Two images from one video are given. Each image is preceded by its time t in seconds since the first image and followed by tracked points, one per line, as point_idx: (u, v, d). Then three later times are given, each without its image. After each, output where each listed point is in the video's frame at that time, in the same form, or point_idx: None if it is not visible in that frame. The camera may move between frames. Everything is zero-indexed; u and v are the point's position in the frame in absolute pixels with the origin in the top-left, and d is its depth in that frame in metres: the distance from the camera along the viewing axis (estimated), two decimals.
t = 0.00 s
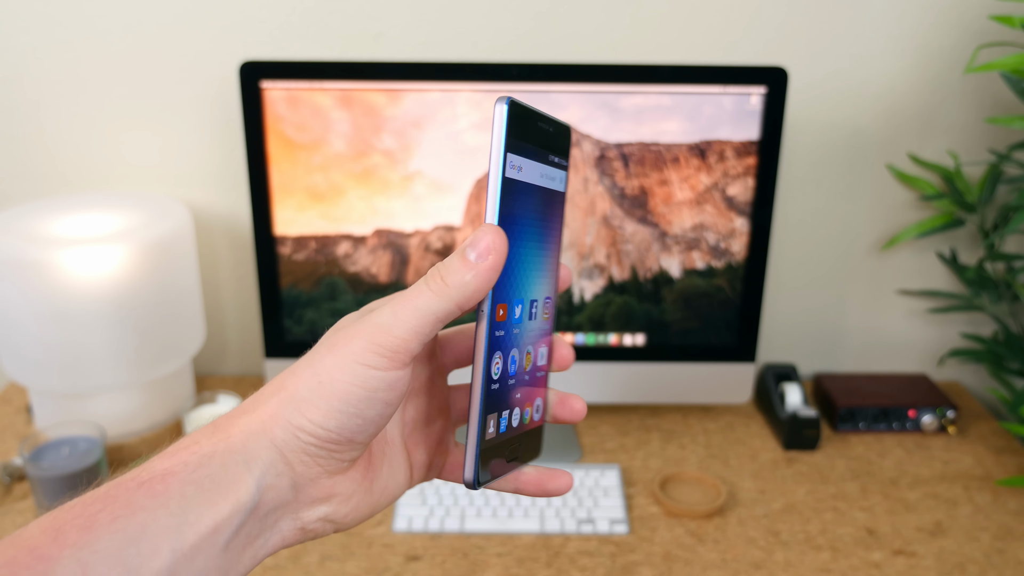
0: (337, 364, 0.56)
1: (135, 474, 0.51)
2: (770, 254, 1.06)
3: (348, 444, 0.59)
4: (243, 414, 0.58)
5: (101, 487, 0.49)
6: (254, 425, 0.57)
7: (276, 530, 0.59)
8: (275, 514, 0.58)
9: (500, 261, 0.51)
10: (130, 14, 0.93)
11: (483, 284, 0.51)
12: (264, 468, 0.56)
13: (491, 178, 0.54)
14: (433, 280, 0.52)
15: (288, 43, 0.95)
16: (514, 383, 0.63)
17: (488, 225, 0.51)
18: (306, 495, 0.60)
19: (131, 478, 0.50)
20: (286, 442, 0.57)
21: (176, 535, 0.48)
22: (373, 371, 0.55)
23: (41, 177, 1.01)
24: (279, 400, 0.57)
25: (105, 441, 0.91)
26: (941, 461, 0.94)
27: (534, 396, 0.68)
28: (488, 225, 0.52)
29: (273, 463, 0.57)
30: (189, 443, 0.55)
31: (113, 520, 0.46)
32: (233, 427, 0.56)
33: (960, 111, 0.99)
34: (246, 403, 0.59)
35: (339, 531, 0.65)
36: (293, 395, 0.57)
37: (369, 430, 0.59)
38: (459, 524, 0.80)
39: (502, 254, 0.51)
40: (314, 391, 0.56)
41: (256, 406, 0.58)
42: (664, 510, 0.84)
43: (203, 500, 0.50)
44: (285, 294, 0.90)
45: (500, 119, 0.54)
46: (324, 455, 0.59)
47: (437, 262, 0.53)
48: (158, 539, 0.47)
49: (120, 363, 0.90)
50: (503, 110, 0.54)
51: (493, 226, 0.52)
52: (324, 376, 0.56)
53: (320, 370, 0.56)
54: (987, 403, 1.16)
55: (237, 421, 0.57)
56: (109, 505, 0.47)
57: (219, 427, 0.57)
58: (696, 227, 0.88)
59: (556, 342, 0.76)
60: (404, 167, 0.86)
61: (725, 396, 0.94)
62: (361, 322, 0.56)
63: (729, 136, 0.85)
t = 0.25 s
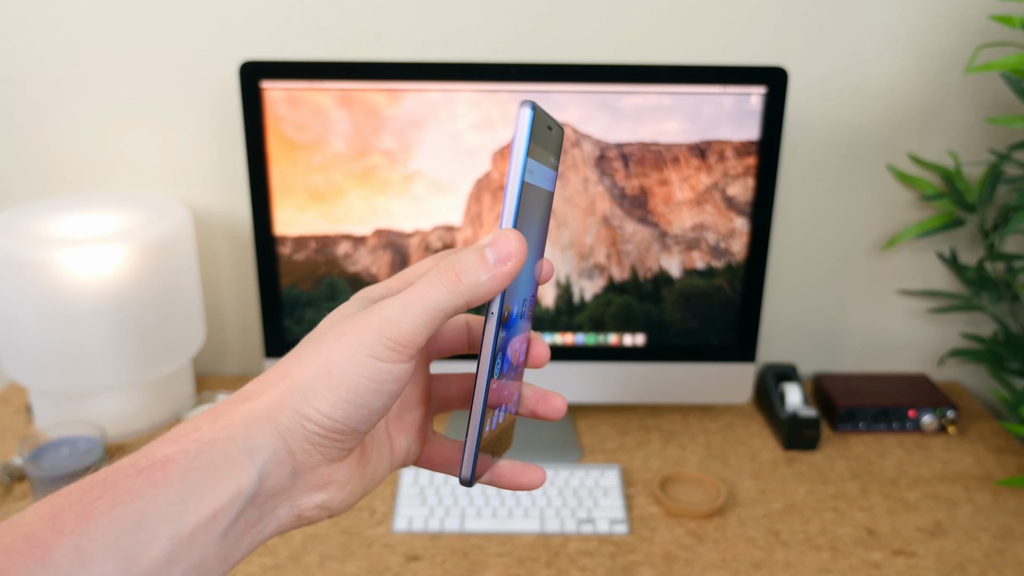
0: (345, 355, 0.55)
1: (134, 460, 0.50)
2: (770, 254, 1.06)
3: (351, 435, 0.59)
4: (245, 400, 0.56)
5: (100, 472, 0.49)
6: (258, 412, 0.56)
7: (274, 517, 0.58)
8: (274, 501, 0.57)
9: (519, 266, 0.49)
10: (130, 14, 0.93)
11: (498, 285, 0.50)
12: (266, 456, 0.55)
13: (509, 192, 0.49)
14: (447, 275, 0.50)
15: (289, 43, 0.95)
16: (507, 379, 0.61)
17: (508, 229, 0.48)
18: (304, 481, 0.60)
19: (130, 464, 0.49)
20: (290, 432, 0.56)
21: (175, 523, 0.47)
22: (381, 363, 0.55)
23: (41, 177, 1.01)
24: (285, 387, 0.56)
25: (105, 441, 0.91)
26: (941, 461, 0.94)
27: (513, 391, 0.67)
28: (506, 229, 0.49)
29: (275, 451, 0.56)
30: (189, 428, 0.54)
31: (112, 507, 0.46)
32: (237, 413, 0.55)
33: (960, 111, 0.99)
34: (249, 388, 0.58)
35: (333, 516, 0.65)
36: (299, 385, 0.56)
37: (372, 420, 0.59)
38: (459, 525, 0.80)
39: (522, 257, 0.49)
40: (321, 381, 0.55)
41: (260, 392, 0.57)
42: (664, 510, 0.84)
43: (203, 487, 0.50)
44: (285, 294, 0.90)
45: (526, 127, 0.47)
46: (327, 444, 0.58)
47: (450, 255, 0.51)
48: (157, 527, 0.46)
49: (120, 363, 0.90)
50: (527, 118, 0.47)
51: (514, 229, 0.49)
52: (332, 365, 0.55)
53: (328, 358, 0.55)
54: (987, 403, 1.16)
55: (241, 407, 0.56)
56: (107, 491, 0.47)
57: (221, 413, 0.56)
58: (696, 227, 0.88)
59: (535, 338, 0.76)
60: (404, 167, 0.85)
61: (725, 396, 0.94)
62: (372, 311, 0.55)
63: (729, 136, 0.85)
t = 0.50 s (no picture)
0: (351, 343, 0.54)
1: (129, 450, 0.49)
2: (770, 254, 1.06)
3: (353, 424, 0.58)
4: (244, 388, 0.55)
5: (94, 463, 0.48)
6: (259, 400, 0.54)
7: (273, 506, 0.57)
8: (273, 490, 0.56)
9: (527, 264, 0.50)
10: (130, 14, 0.93)
11: (506, 281, 0.50)
12: (266, 445, 0.54)
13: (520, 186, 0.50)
14: (457, 269, 0.50)
15: (289, 43, 0.95)
16: (501, 373, 0.61)
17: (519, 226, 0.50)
18: (304, 470, 0.59)
19: (125, 454, 0.48)
20: (292, 420, 0.54)
21: (171, 516, 0.46)
22: (387, 355, 0.54)
23: (41, 177, 1.01)
24: (288, 375, 0.54)
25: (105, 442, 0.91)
26: (941, 461, 0.94)
27: (506, 384, 0.66)
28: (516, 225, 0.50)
29: (275, 440, 0.54)
30: (187, 417, 0.52)
31: (107, 500, 0.45)
32: (236, 401, 0.54)
33: (960, 111, 0.99)
34: (248, 376, 0.56)
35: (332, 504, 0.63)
36: (303, 373, 0.54)
37: (375, 409, 0.58)
38: (459, 525, 0.80)
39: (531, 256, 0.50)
40: (326, 370, 0.54)
41: (261, 380, 0.55)
42: (664, 510, 0.84)
43: (199, 478, 0.49)
44: (285, 294, 0.90)
45: (545, 126, 0.49)
46: (329, 434, 0.57)
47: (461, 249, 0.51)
48: (153, 520, 0.45)
49: (120, 363, 0.91)
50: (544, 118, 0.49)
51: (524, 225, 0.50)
52: (337, 354, 0.54)
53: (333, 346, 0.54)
54: (987, 403, 1.16)
55: (240, 395, 0.54)
56: (101, 483, 0.46)
57: (219, 400, 0.54)
58: (696, 227, 0.88)
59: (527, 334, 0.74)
60: (404, 167, 0.85)
61: (725, 396, 0.94)
62: (380, 300, 0.54)
63: (729, 136, 0.85)
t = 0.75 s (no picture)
0: (361, 344, 0.53)
1: (128, 448, 0.49)
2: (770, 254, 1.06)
3: (357, 423, 0.58)
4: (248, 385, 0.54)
5: (90, 462, 0.47)
6: (265, 398, 0.53)
7: (274, 504, 0.56)
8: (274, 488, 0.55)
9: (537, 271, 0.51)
10: (130, 14, 0.93)
11: (516, 286, 0.51)
12: (271, 444, 0.53)
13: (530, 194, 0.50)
14: (469, 273, 0.51)
15: (289, 43, 0.95)
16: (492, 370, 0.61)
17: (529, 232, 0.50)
18: (304, 467, 0.58)
19: (124, 453, 0.48)
20: (298, 420, 0.54)
21: (169, 516, 0.46)
22: (397, 355, 0.54)
23: (41, 177, 1.01)
24: (294, 373, 0.54)
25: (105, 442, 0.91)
26: (941, 461, 0.94)
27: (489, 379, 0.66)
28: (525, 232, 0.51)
29: (280, 439, 0.54)
30: (190, 417, 0.51)
31: (104, 501, 0.45)
32: (241, 399, 0.53)
33: (960, 111, 0.99)
34: (251, 372, 0.55)
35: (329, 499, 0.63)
36: (311, 371, 0.53)
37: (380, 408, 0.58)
38: (459, 525, 0.80)
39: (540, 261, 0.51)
40: (335, 369, 0.53)
41: (266, 378, 0.54)
42: (664, 510, 0.84)
43: (199, 478, 0.48)
44: (285, 294, 0.89)
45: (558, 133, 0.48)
46: (333, 432, 0.57)
47: (473, 253, 0.51)
48: (150, 521, 0.45)
49: (120, 363, 0.91)
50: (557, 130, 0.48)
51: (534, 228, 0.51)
52: (347, 353, 0.53)
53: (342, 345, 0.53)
54: (987, 403, 1.16)
55: (244, 393, 0.53)
56: (100, 484, 0.45)
57: (222, 398, 0.53)
58: (696, 227, 0.88)
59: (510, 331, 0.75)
60: (404, 167, 0.85)
61: (725, 396, 0.94)
62: (390, 299, 0.54)
63: (729, 136, 0.85)
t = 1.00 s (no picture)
0: (370, 348, 0.53)
1: (132, 453, 0.47)
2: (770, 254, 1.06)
3: (360, 426, 0.58)
4: (252, 387, 0.53)
5: (94, 464, 0.46)
6: (271, 401, 0.52)
7: (272, 505, 0.56)
8: (274, 489, 0.55)
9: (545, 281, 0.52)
10: (130, 14, 0.93)
11: (524, 296, 0.52)
12: (276, 448, 0.53)
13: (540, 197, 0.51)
14: (480, 282, 0.51)
15: (288, 43, 0.95)
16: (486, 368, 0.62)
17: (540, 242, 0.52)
18: (305, 468, 0.58)
19: (127, 457, 0.47)
20: (303, 423, 0.54)
21: (171, 521, 0.45)
22: (404, 360, 0.54)
23: (41, 177, 1.01)
24: (300, 377, 0.53)
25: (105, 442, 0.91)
26: (941, 461, 0.94)
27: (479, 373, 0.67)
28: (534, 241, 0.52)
29: (285, 442, 0.53)
30: (193, 420, 0.50)
31: (106, 506, 0.44)
32: (246, 402, 0.52)
33: (961, 111, 0.99)
34: (255, 373, 0.54)
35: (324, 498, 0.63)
36: (318, 375, 0.53)
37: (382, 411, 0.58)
38: (459, 524, 0.80)
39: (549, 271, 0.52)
40: (343, 373, 0.53)
41: (271, 380, 0.53)
42: (664, 510, 0.84)
43: (202, 482, 0.47)
44: (285, 294, 0.89)
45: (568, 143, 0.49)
46: (335, 435, 0.57)
47: (483, 260, 0.52)
48: (152, 526, 0.44)
49: (120, 363, 0.91)
50: (570, 138, 0.49)
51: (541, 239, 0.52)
52: (356, 358, 0.53)
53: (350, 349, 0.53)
54: (987, 403, 1.16)
55: (249, 395, 0.52)
56: (101, 487, 0.44)
57: (225, 400, 0.52)
58: (696, 227, 0.88)
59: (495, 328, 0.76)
60: (404, 167, 0.85)
61: (725, 396, 0.94)
62: (399, 304, 0.53)
63: (729, 136, 0.85)
